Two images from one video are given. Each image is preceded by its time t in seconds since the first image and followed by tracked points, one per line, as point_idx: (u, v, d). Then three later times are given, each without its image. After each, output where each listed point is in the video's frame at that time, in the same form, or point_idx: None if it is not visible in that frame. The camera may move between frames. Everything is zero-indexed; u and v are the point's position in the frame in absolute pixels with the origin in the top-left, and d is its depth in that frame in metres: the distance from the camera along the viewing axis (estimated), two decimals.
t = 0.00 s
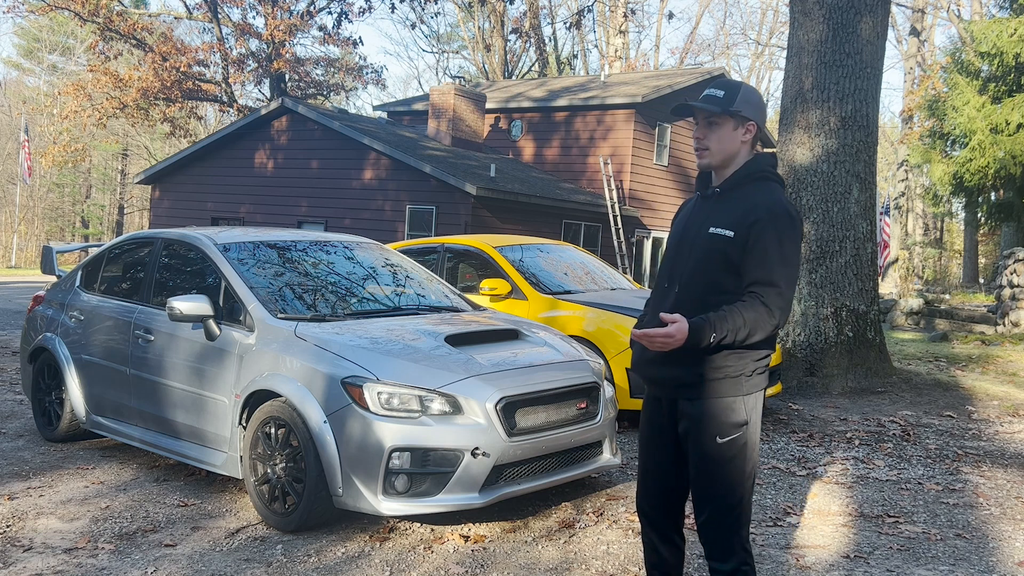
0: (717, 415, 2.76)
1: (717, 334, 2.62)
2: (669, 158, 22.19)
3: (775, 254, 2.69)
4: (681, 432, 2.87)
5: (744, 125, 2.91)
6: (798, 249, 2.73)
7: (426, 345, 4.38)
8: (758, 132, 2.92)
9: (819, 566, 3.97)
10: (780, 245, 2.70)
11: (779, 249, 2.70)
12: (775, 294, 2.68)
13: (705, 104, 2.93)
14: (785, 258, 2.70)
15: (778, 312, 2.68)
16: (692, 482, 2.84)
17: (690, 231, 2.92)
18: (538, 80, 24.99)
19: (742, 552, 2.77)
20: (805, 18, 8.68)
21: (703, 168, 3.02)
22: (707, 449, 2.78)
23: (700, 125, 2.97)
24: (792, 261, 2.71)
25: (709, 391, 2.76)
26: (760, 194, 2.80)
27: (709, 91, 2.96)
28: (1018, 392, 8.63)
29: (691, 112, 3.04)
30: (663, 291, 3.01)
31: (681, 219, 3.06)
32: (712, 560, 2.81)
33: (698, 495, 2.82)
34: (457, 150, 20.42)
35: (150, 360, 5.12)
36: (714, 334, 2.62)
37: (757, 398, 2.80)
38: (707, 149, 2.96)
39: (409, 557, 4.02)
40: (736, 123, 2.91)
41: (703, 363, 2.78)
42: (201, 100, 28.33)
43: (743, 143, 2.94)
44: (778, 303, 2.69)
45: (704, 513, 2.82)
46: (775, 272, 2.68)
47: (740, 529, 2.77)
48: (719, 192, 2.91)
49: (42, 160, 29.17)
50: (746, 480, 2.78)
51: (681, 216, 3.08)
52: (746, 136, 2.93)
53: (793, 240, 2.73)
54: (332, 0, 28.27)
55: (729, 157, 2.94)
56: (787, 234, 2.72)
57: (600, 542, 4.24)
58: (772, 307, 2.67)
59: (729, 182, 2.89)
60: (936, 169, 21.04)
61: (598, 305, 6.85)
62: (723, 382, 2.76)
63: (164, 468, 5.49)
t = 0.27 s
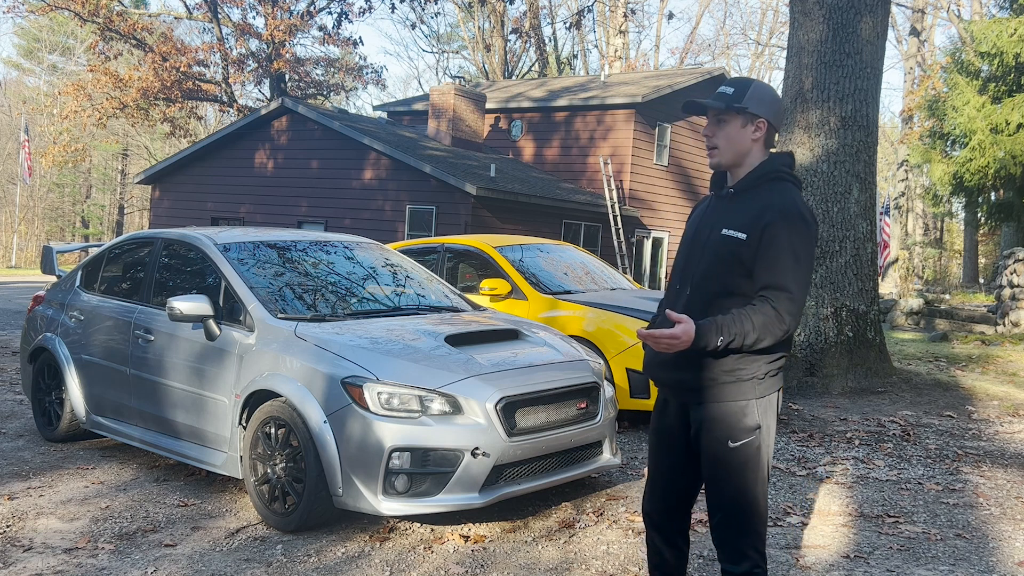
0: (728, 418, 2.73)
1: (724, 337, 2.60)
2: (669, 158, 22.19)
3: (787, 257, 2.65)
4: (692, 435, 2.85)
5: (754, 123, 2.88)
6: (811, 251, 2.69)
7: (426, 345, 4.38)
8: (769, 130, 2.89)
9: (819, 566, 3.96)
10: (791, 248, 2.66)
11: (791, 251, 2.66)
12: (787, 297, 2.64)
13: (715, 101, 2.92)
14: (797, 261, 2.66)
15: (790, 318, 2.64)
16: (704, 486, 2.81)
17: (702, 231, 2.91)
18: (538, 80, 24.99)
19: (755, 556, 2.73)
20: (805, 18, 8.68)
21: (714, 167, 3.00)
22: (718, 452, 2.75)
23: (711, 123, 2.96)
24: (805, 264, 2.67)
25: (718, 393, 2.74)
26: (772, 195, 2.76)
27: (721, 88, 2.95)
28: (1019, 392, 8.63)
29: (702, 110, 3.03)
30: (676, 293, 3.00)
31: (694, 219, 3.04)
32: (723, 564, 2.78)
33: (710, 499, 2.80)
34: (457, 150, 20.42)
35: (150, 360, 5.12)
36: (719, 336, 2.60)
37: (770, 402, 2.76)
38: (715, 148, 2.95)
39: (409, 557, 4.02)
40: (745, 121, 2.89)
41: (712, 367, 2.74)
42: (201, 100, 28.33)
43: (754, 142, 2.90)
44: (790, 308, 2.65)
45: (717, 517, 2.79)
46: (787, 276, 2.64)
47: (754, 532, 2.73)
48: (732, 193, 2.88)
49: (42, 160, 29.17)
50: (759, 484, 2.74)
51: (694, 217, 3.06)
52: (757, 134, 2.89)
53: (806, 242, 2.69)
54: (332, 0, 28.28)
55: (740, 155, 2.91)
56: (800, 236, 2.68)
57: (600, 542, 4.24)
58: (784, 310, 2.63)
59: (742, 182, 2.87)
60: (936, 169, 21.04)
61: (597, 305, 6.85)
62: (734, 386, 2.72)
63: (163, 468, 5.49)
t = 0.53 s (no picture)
0: (737, 421, 2.72)
1: (741, 343, 2.60)
2: (670, 158, 22.20)
3: (800, 257, 2.65)
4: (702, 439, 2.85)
5: (758, 121, 2.87)
6: (823, 251, 2.69)
7: (426, 345, 4.38)
8: (774, 128, 2.88)
9: (819, 566, 3.96)
10: (804, 248, 2.66)
11: (805, 253, 2.65)
12: (802, 299, 2.64)
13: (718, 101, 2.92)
14: (810, 262, 2.66)
15: (805, 320, 2.64)
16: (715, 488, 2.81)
17: (712, 232, 2.90)
18: (538, 80, 24.99)
19: (763, 558, 2.75)
20: (805, 18, 8.68)
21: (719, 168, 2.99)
22: (728, 455, 2.75)
23: (715, 123, 2.96)
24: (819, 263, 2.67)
25: (727, 397, 2.73)
26: (782, 196, 2.76)
27: (725, 88, 2.95)
28: (1019, 392, 8.63)
29: (705, 111, 3.03)
30: (684, 295, 2.98)
31: (702, 219, 3.03)
32: (731, 566, 2.80)
33: (718, 501, 2.80)
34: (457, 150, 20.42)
35: (151, 360, 5.12)
36: (734, 343, 2.60)
37: (781, 405, 2.76)
38: (720, 149, 2.94)
39: (409, 557, 4.02)
40: (748, 120, 2.88)
41: (723, 371, 2.74)
42: (201, 100, 28.33)
43: (757, 140, 2.90)
44: (804, 310, 2.65)
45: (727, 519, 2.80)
46: (802, 277, 2.64)
47: (764, 533, 2.74)
48: (741, 193, 2.87)
49: (42, 160, 29.17)
50: (769, 487, 2.74)
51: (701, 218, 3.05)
52: (760, 133, 2.89)
53: (818, 242, 2.69)
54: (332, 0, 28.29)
55: (745, 155, 2.91)
56: (813, 236, 2.67)
57: (600, 542, 4.24)
58: (800, 313, 2.63)
59: (751, 182, 2.86)
60: (936, 169, 21.03)
61: (597, 305, 6.86)
62: (746, 390, 2.71)
63: (163, 468, 5.49)
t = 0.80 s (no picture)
0: (741, 422, 2.72)
1: (745, 342, 2.60)
2: (670, 158, 22.20)
3: (804, 256, 2.65)
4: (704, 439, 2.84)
5: (757, 121, 2.88)
6: (826, 251, 2.69)
7: (426, 345, 4.37)
8: (774, 128, 2.88)
9: (819, 566, 3.97)
10: (807, 248, 2.66)
11: (807, 253, 2.66)
12: (806, 299, 2.64)
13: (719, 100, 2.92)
14: (814, 261, 2.67)
15: (809, 319, 2.65)
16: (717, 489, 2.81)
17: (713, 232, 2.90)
18: (538, 80, 24.98)
19: (765, 559, 2.75)
20: (805, 18, 8.68)
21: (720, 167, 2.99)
22: (731, 456, 2.75)
23: (716, 123, 2.95)
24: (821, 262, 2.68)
25: (730, 398, 2.73)
26: (784, 196, 2.76)
27: (724, 87, 2.96)
28: (1019, 392, 8.63)
29: (705, 111, 3.03)
30: (686, 295, 2.97)
31: (702, 220, 3.03)
32: (734, 567, 2.80)
33: (720, 502, 2.81)
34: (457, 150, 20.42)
35: (150, 360, 5.12)
36: (739, 343, 2.60)
37: (783, 406, 2.76)
38: (722, 149, 2.94)
39: (409, 557, 4.02)
40: (749, 119, 2.88)
41: (726, 372, 2.74)
42: (201, 100, 28.32)
43: (758, 139, 2.90)
44: (808, 310, 2.65)
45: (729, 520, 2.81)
46: (805, 277, 2.65)
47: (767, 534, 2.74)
48: (743, 193, 2.87)
49: (42, 160, 29.17)
50: (772, 487, 2.74)
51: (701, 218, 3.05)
52: (761, 132, 2.89)
53: (820, 242, 2.69)
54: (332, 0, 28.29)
55: (746, 155, 2.91)
56: (816, 235, 2.68)
57: (600, 542, 4.23)
58: (804, 313, 2.64)
59: (753, 183, 2.86)
60: (936, 169, 21.03)
61: (597, 305, 6.85)
62: (748, 391, 2.71)
63: (164, 468, 5.49)
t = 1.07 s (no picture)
0: (738, 422, 2.72)
1: (740, 343, 2.60)
2: (670, 158, 22.19)
3: (801, 256, 2.65)
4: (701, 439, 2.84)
5: (760, 118, 2.88)
6: (824, 252, 2.69)
7: (426, 345, 4.37)
8: (777, 126, 2.89)
9: (819, 566, 3.97)
10: (804, 247, 2.65)
11: (804, 254, 2.66)
12: (802, 299, 2.64)
13: (722, 97, 2.92)
14: (810, 262, 2.66)
15: (805, 320, 2.65)
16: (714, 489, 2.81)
17: (711, 230, 2.90)
18: (538, 80, 24.98)
19: (764, 559, 2.75)
20: (805, 18, 8.68)
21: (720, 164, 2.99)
22: (728, 456, 2.75)
23: (718, 120, 2.96)
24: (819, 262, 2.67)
25: (727, 397, 2.73)
26: (782, 196, 2.76)
27: (728, 83, 2.96)
28: (1019, 392, 8.62)
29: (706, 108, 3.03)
30: (683, 294, 2.97)
31: (701, 217, 3.03)
32: (732, 567, 2.79)
33: (719, 502, 2.80)
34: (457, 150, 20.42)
35: (150, 360, 5.12)
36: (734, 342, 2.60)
37: (780, 405, 2.76)
38: (724, 146, 2.94)
39: (409, 557, 4.02)
40: (753, 117, 2.89)
41: (722, 372, 2.74)
42: (201, 100, 28.32)
43: (761, 138, 2.90)
44: (805, 310, 2.65)
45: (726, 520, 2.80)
46: (802, 278, 2.64)
47: (764, 533, 2.74)
48: (742, 191, 2.87)
49: (42, 160, 29.16)
50: (769, 487, 2.74)
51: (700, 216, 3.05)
52: (764, 131, 2.89)
53: (817, 243, 2.69)
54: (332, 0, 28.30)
55: (747, 153, 2.91)
56: (813, 236, 2.67)
57: (600, 542, 4.24)
58: (800, 314, 2.63)
59: (752, 181, 2.85)
60: (936, 169, 21.03)
61: (597, 305, 6.85)
62: (746, 391, 2.71)
63: (164, 468, 5.49)
